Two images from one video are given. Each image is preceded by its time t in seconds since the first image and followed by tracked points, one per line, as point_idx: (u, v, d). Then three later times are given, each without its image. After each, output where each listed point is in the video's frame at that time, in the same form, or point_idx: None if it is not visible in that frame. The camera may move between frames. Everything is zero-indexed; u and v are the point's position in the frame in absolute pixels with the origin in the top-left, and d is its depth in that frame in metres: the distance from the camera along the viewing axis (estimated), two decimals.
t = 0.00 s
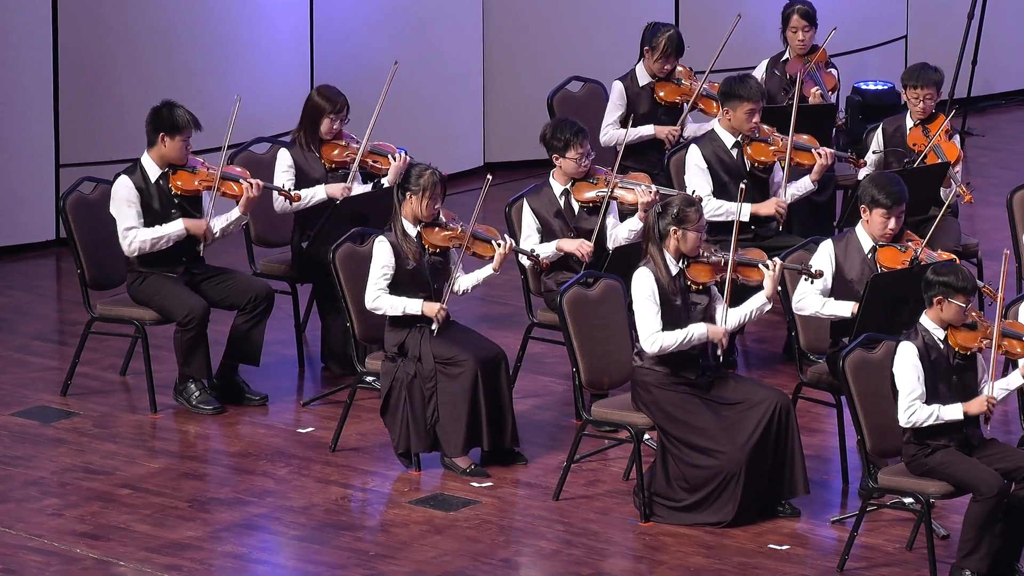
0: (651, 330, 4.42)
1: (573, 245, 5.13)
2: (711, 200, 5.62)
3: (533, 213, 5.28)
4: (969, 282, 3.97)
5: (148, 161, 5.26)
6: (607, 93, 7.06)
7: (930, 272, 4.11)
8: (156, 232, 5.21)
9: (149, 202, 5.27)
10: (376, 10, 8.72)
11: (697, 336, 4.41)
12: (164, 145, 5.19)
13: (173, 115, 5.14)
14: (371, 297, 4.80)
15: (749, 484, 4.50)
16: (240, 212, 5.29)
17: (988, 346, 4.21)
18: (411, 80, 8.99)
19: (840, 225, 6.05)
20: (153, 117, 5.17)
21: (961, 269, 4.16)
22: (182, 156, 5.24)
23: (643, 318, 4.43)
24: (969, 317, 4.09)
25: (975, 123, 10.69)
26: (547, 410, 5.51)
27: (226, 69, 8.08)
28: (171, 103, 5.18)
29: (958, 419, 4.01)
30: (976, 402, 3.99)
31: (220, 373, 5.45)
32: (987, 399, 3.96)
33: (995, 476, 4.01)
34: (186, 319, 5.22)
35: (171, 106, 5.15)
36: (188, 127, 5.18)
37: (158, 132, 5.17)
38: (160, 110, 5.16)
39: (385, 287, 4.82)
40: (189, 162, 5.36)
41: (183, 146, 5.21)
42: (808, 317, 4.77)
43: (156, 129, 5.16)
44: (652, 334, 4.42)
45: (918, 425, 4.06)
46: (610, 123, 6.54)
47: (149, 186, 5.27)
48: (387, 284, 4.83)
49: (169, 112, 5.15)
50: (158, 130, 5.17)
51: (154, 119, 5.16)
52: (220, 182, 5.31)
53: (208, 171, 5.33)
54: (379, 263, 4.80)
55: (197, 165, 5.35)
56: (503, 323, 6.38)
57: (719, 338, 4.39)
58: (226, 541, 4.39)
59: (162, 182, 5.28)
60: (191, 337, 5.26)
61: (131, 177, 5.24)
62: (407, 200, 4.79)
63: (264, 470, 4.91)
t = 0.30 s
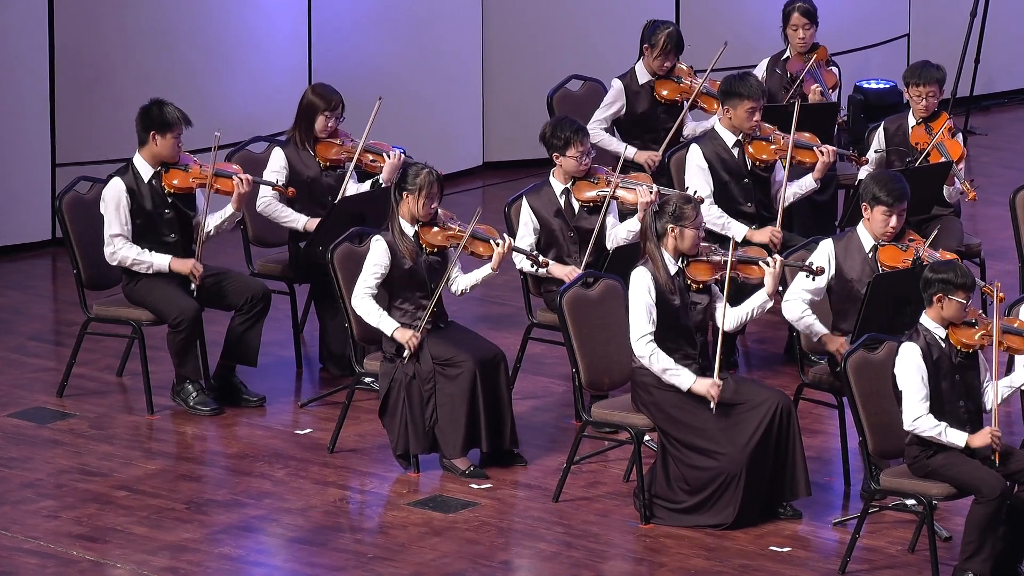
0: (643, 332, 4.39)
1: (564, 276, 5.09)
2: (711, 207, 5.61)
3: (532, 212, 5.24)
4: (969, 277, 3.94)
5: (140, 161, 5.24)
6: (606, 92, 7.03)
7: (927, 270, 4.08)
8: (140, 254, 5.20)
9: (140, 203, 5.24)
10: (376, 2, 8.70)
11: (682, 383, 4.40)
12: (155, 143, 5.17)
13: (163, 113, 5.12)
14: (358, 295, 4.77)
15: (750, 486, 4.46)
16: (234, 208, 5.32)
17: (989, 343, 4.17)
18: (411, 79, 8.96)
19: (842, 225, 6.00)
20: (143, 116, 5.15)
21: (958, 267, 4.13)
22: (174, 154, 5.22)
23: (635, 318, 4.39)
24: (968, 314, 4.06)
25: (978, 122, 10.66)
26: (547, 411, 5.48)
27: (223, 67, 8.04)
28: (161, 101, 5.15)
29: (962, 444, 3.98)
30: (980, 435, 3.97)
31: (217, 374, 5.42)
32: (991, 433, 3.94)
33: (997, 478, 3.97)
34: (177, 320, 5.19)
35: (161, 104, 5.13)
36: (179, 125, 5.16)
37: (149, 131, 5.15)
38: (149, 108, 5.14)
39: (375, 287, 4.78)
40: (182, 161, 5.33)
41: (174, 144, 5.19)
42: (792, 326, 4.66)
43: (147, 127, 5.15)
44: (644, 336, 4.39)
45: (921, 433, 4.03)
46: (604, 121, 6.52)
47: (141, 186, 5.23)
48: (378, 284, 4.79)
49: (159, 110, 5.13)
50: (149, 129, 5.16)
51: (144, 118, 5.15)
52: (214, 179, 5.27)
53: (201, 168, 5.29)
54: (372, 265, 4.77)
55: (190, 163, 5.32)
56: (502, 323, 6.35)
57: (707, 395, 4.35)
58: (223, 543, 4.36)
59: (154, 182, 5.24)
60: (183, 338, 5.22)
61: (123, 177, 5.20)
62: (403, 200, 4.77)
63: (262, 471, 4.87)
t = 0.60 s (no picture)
0: (642, 330, 4.35)
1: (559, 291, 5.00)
2: (712, 210, 5.57)
3: (531, 212, 5.21)
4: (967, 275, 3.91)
5: (136, 158, 5.20)
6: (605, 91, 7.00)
7: (926, 271, 4.06)
8: (149, 257, 5.16)
9: (138, 202, 5.20)
10: (377, 1, 8.67)
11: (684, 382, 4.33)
12: (151, 141, 5.14)
13: (157, 110, 5.10)
14: (360, 297, 4.75)
15: (751, 488, 4.43)
16: (233, 205, 5.31)
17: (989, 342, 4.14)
18: (409, 78, 8.93)
19: (842, 226, 5.96)
20: (137, 113, 5.13)
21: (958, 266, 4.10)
22: (170, 152, 5.19)
23: (634, 316, 4.35)
24: (968, 313, 4.03)
25: (980, 122, 10.62)
26: (545, 413, 5.44)
27: (220, 66, 8.01)
28: (154, 98, 5.14)
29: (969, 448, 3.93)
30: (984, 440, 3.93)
31: (214, 375, 5.39)
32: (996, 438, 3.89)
33: (1000, 481, 3.95)
34: (174, 321, 5.15)
35: (155, 101, 5.12)
36: (174, 121, 5.15)
37: (145, 128, 5.13)
38: (143, 106, 5.13)
39: (376, 288, 4.76)
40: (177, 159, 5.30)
41: (171, 141, 5.17)
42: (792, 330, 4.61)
43: (143, 125, 5.12)
44: (642, 335, 4.35)
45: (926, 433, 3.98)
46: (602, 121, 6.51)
47: (139, 185, 5.20)
48: (378, 285, 4.77)
49: (153, 107, 5.11)
50: (144, 126, 5.13)
51: (139, 116, 5.13)
52: (210, 175, 5.27)
53: (196, 165, 5.28)
54: (372, 263, 4.74)
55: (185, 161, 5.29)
56: (500, 324, 6.31)
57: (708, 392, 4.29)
58: (219, 546, 4.32)
59: (152, 181, 5.21)
60: (180, 338, 5.20)
61: (121, 177, 5.16)
62: (402, 200, 4.74)
63: (259, 473, 4.84)
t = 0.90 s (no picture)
0: (644, 330, 4.28)
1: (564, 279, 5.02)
2: (711, 203, 5.54)
3: (529, 212, 5.19)
4: (971, 277, 3.88)
5: (133, 157, 5.16)
6: (604, 90, 6.97)
7: (930, 272, 4.02)
8: (145, 248, 5.12)
9: (135, 201, 5.16)
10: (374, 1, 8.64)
11: (692, 359, 4.29)
12: (149, 139, 5.11)
13: (155, 108, 5.07)
14: (365, 297, 4.68)
15: (751, 490, 4.40)
16: (232, 204, 5.27)
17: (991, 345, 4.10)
18: (408, 77, 8.90)
19: (842, 226, 5.91)
20: (134, 111, 5.10)
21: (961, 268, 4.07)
22: (168, 150, 5.16)
23: (636, 317, 4.29)
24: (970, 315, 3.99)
25: (982, 121, 10.59)
26: (544, 414, 5.41)
27: (217, 66, 7.98)
28: (152, 96, 5.11)
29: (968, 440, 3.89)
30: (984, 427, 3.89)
31: (211, 376, 5.35)
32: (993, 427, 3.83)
33: (1002, 482, 3.91)
34: (173, 320, 5.12)
35: (153, 99, 5.09)
36: (171, 119, 5.12)
37: (142, 126, 5.10)
38: (140, 104, 5.10)
39: (379, 286, 4.69)
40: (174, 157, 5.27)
41: (168, 139, 5.14)
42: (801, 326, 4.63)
43: (140, 123, 5.09)
44: (645, 334, 4.29)
45: (926, 431, 3.93)
46: (602, 120, 6.47)
47: (136, 183, 5.15)
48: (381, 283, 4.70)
49: (151, 105, 5.08)
50: (141, 125, 5.10)
51: (136, 114, 5.10)
52: (208, 173, 5.25)
53: (194, 164, 5.25)
54: (373, 262, 4.68)
55: (182, 159, 5.25)
56: (499, 325, 6.28)
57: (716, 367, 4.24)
58: (216, 548, 4.29)
59: (149, 180, 5.17)
60: (178, 339, 5.16)
61: (118, 175, 5.12)
62: (401, 199, 4.70)
63: (256, 475, 4.80)
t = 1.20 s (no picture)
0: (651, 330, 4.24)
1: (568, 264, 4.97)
2: (714, 198, 5.46)
3: (528, 211, 5.16)
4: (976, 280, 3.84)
5: (129, 157, 5.13)
6: (603, 89, 6.94)
7: (933, 274, 3.99)
8: (141, 241, 5.08)
9: (131, 201, 5.13)
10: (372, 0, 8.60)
11: (699, 336, 4.25)
12: (145, 138, 5.08)
13: (151, 107, 5.05)
14: (375, 298, 4.64)
15: (752, 492, 4.36)
16: (227, 204, 5.18)
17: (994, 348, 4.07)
18: (406, 77, 8.87)
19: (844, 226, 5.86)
20: (130, 111, 5.07)
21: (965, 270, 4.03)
22: (164, 150, 5.13)
23: (643, 319, 4.25)
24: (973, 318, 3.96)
25: (983, 120, 10.56)
26: (544, 415, 5.37)
27: (214, 65, 7.94)
28: (148, 95, 5.08)
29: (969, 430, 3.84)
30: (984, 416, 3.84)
31: (207, 378, 5.31)
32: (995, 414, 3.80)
33: (1004, 484, 3.88)
34: (170, 321, 5.08)
35: (149, 98, 5.06)
36: (168, 118, 5.10)
37: (138, 125, 5.07)
38: (136, 103, 5.07)
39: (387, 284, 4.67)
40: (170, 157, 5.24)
41: (164, 139, 5.11)
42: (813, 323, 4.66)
43: (136, 122, 5.07)
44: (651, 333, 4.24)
45: (928, 431, 3.90)
46: (600, 119, 6.41)
47: (131, 182, 5.13)
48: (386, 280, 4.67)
49: (147, 104, 5.06)
50: (137, 124, 5.08)
51: (132, 113, 5.07)
52: (204, 173, 5.19)
53: (190, 164, 5.20)
54: (375, 263, 4.65)
55: (179, 159, 5.22)
56: (498, 326, 6.24)
57: (723, 342, 4.24)
58: (213, 550, 4.25)
59: (145, 179, 5.14)
60: (175, 339, 5.13)
61: (114, 174, 5.09)
62: (402, 199, 4.65)
63: (253, 477, 4.77)
